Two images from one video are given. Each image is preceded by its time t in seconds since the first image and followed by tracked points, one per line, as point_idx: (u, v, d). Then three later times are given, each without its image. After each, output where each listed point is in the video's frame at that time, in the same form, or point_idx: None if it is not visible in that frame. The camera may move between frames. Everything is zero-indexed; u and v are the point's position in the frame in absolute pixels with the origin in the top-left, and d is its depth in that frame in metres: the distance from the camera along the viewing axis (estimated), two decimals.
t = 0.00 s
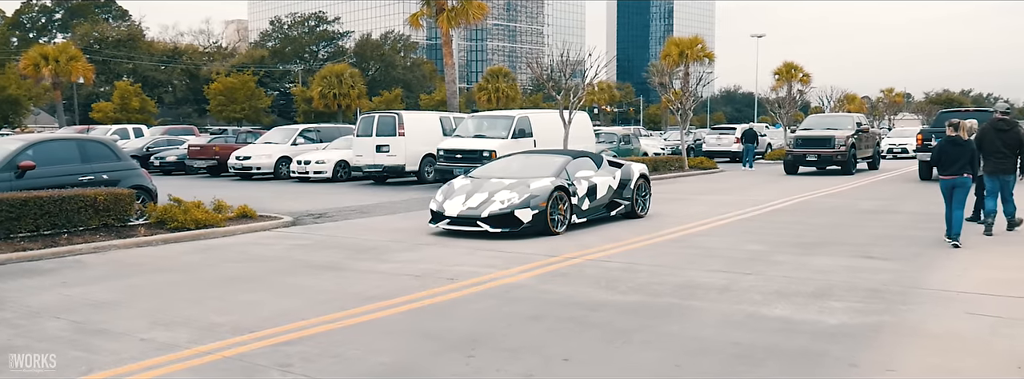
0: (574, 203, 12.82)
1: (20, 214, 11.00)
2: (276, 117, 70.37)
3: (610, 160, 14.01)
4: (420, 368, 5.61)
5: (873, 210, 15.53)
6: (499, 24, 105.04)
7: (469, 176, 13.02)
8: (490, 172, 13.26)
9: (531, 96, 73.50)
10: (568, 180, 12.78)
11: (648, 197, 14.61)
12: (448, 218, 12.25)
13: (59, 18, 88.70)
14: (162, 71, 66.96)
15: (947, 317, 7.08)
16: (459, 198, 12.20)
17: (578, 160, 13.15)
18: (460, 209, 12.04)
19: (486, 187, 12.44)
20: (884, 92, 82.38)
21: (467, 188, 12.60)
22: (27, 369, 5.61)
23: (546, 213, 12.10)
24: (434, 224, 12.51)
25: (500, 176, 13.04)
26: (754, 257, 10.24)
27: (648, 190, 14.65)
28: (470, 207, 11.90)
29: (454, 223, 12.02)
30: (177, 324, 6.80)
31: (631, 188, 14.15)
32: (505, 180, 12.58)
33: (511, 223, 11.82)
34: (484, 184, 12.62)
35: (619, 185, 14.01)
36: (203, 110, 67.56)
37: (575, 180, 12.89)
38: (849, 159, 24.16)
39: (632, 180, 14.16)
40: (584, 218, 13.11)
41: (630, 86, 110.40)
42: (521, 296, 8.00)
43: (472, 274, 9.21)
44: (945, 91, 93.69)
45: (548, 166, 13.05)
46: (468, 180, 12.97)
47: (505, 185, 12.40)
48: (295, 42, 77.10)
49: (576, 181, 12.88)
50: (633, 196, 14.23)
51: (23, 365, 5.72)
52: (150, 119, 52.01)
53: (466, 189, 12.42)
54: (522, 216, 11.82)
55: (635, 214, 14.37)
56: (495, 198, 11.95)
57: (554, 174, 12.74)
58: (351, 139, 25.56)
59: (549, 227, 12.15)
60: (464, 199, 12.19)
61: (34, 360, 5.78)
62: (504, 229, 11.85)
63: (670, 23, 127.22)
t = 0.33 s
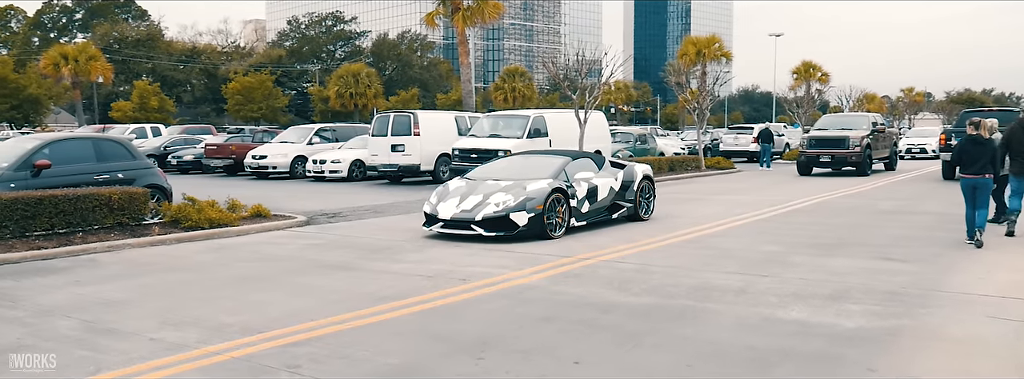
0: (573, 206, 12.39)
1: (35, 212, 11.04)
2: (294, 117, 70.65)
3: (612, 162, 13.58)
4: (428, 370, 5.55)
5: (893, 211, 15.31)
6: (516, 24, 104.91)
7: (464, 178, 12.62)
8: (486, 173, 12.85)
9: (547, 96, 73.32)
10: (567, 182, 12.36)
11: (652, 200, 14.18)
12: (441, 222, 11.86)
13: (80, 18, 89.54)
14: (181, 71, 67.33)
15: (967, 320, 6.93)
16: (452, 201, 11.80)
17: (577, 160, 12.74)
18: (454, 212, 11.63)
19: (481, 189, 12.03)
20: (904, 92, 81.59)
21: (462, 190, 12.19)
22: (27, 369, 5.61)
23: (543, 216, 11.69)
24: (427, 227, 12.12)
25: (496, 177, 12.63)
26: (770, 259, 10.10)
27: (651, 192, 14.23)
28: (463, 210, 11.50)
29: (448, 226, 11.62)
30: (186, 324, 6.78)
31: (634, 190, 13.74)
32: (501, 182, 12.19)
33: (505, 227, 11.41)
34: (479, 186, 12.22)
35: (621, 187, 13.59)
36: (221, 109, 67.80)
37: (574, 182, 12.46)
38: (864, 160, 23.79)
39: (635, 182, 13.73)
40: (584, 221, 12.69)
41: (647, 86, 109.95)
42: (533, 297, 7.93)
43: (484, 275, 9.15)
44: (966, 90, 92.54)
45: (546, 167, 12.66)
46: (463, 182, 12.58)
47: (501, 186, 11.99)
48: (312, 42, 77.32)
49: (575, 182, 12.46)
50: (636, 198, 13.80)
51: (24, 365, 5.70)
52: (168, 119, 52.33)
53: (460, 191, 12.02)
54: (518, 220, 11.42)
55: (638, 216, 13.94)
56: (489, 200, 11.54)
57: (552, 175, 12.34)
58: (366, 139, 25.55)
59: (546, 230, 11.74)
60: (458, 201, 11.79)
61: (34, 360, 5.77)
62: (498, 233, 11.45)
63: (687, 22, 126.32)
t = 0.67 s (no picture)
0: (574, 210, 12.03)
1: (55, 210, 11.12)
2: (315, 117, 70.99)
3: (617, 164, 13.21)
4: (440, 373, 5.50)
5: (916, 215, 15.08)
6: (537, 25, 104.81)
7: (462, 180, 12.31)
8: (484, 175, 12.53)
9: (567, 97, 73.18)
10: (567, 185, 12.01)
11: (658, 204, 13.78)
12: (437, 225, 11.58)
13: (105, 18, 90.35)
14: (204, 71, 67.81)
15: (992, 327, 6.78)
16: (448, 204, 11.51)
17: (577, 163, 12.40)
18: (449, 215, 11.35)
19: (478, 191, 11.72)
20: (928, 94, 80.66)
21: (459, 192, 11.89)
22: (29, 368, 5.60)
23: (542, 220, 11.36)
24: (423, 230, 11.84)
25: (495, 179, 12.33)
26: (790, 263, 9.95)
27: (657, 195, 13.82)
28: (458, 213, 11.22)
29: (443, 230, 11.35)
30: (201, 324, 6.77)
31: (639, 193, 13.34)
32: (499, 185, 11.87)
33: (502, 230, 11.11)
34: (476, 188, 11.91)
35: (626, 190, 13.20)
36: (243, 109, 68.19)
37: (575, 185, 12.11)
38: (883, 163, 23.37)
39: (641, 185, 13.35)
40: (586, 225, 12.34)
41: (669, 87, 109.43)
42: (547, 300, 7.86)
43: (500, 277, 9.09)
44: (993, 92, 91.29)
45: (546, 169, 12.33)
46: (461, 184, 12.27)
47: (499, 189, 11.67)
48: (333, 42, 77.61)
49: (576, 186, 12.10)
50: (642, 201, 13.40)
51: (24, 365, 5.68)
52: (191, 118, 52.74)
53: (457, 194, 11.72)
54: (515, 223, 11.11)
55: (644, 221, 13.54)
56: (485, 204, 11.25)
57: (551, 178, 12.00)
58: (385, 139, 25.58)
59: (545, 235, 11.41)
60: (454, 204, 11.49)
61: (35, 360, 5.74)
62: (494, 237, 11.16)
63: (709, 23, 125.41)
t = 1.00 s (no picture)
0: (574, 214, 11.62)
1: (76, 211, 11.20)
2: (338, 119, 71.27)
3: (621, 167, 12.81)
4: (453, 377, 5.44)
5: (942, 218, 14.83)
6: (558, 27, 104.69)
7: (458, 183, 11.91)
8: (481, 179, 12.12)
9: (589, 100, 72.92)
10: (568, 190, 11.62)
11: (664, 208, 13.34)
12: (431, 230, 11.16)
13: (131, 21, 91.22)
14: (227, 74, 68.30)
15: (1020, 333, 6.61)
16: (443, 207, 11.10)
17: (577, 166, 12.01)
18: (443, 219, 10.92)
19: (474, 195, 11.32)
20: (955, 95, 79.53)
21: (454, 196, 11.48)
22: (29, 368, 5.62)
23: (539, 225, 10.97)
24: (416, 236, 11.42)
25: (493, 183, 11.92)
26: (812, 267, 9.80)
27: (663, 199, 13.38)
28: (453, 217, 10.80)
29: (437, 235, 10.92)
30: (217, 325, 6.76)
31: (644, 197, 12.93)
32: (496, 188, 11.47)
33: (498, 235, 10.70)
34: (473, 192, 11.49)
35: (630, 194, 12.79)
36: (266, 112, 68.63)
37: (575, 189, 11.72)
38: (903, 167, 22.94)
39: (645, 189, 12.94)
40: (587, 230, 11.93)
41: (691, 90, 108.86)
42: (565, 303, 7.78)
43: (518, 280, 9.03)
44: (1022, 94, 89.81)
45: (547, 172, 11.94)
46: (456, 187, 11.87)
47: (495, 193, 11.28)
48: (355, 45, 77.90)
49: (576, 189, 11.71)
50: (647, 206, 12.97)
51: (24, 365, 5.70)
52: (214, 120, 53.16)
53: (452, 198, 11.30)
54: (511, 228, 10.71)
55: (648, 226, 13.10)
56: (481, 208, 10.84)
57: (551, 182, 11.61)
58: (406, 141, 25.59)
59: (543, 240, 11.01)
60: (448, 208, 11.07)
61: (35, 360, 5.78)
62: (489, 242, 10.75)
63: (732, 25, 124.52)
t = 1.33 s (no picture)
0: (566, 217, 11.20)
1: (91, 213, 11.25)
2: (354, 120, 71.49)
3: (619, 168, 12.36)
4: None
5: (963, 218, 14.63)
6: (575, 28, 104.50)
7: (449, 185, 11.54)
8: (473, 180, 11.74)
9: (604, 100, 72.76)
10: (561, 192, 11.20)
11: (665, 211, 12.88)
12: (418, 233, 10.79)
13: (150, 24, 91.86)
14: (245, 75, 68.66)
15: None
16: (430, 210, 10.73)
17: (571, 168, 11.61)
18: (430, 222, 10.56)
19: (463, 197, 10.94)
20: (976, 95, 78.64)
21: (443, 198, 11.12)
22: (29, 369, 5.64)
23: (529, 228, 10.56)
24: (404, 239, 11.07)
25: (485, 184, 11.53)
26: (828, 268, 9.66)
27: (664, 202, 12.92)
28: (440, 220, 10.44)
29: (424, 238, 10.55)
30: (227, 326, 6.75)
31: (643, 200, 12.47)
32: (486, 190, 11.09)
33: (486, 239, 10.31)
34: (462, 193, 11.13)
35: (628, 197, 12.34)
36: (283, 113, 68.93)
37: (569, 190, 11.30)
38: (918, 168, 22.55)
39: (645, 192, 12.48)
40: (581, 234, 11.52)
41: (709, 90, 108.33)
42: (578, 304, 7.71)
43: (530, 281, 8.96)
44: None
45: (540, 173, 11.54)
46: (447, 189, 11.50)
47: (485, 195, 10.89)
48: (372, 47, 78.06)
49: (570, 191, 11.29)
50: (646, 209, 12.52)
51: (24, 365, 5.72)
52: (232, 122, 53.44)
53: (440, 200, 10.93)
54: (499, 232, 10.31)
55: (648, 230, 12.64)
56: (469, 210, 10.45)
57: (543, 184, 11.19)
58: (421, 142, 25.58)
59: (532, 244, 10.61)
60: (436, 211, 10.70)
61: (35, 360, 5.80)
62: (477, 247, 10.35)
63: (749, 25, 123.80)
